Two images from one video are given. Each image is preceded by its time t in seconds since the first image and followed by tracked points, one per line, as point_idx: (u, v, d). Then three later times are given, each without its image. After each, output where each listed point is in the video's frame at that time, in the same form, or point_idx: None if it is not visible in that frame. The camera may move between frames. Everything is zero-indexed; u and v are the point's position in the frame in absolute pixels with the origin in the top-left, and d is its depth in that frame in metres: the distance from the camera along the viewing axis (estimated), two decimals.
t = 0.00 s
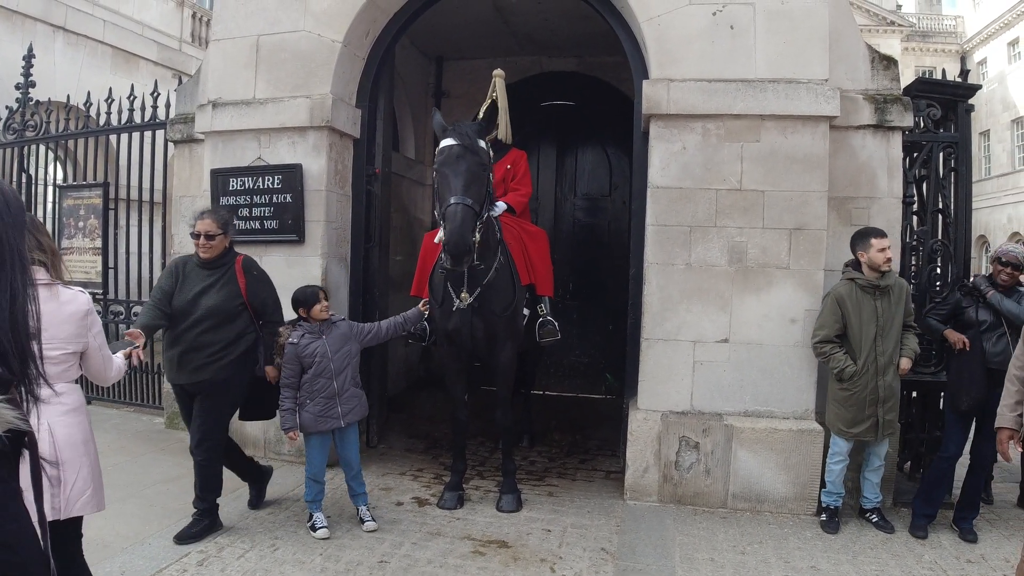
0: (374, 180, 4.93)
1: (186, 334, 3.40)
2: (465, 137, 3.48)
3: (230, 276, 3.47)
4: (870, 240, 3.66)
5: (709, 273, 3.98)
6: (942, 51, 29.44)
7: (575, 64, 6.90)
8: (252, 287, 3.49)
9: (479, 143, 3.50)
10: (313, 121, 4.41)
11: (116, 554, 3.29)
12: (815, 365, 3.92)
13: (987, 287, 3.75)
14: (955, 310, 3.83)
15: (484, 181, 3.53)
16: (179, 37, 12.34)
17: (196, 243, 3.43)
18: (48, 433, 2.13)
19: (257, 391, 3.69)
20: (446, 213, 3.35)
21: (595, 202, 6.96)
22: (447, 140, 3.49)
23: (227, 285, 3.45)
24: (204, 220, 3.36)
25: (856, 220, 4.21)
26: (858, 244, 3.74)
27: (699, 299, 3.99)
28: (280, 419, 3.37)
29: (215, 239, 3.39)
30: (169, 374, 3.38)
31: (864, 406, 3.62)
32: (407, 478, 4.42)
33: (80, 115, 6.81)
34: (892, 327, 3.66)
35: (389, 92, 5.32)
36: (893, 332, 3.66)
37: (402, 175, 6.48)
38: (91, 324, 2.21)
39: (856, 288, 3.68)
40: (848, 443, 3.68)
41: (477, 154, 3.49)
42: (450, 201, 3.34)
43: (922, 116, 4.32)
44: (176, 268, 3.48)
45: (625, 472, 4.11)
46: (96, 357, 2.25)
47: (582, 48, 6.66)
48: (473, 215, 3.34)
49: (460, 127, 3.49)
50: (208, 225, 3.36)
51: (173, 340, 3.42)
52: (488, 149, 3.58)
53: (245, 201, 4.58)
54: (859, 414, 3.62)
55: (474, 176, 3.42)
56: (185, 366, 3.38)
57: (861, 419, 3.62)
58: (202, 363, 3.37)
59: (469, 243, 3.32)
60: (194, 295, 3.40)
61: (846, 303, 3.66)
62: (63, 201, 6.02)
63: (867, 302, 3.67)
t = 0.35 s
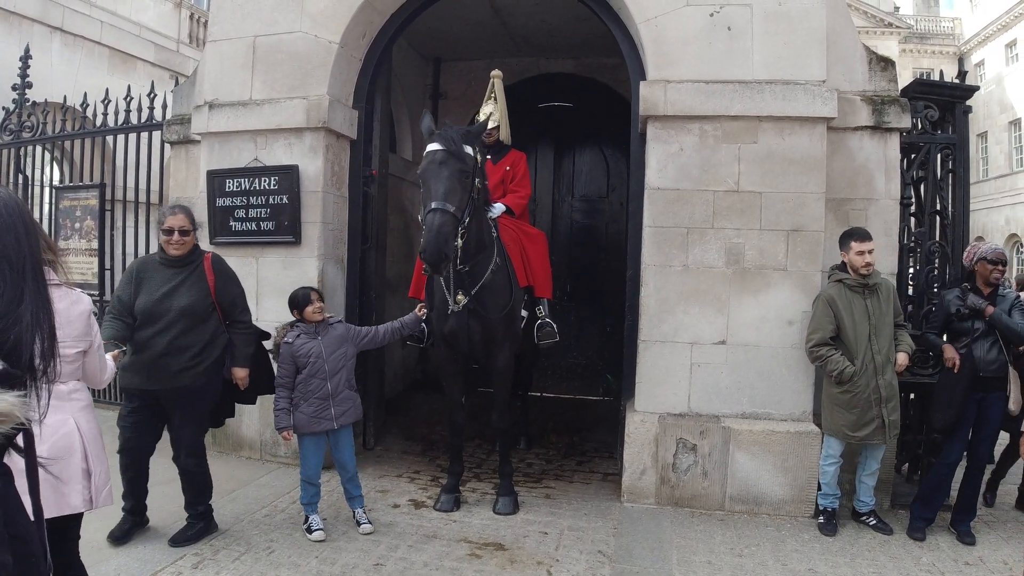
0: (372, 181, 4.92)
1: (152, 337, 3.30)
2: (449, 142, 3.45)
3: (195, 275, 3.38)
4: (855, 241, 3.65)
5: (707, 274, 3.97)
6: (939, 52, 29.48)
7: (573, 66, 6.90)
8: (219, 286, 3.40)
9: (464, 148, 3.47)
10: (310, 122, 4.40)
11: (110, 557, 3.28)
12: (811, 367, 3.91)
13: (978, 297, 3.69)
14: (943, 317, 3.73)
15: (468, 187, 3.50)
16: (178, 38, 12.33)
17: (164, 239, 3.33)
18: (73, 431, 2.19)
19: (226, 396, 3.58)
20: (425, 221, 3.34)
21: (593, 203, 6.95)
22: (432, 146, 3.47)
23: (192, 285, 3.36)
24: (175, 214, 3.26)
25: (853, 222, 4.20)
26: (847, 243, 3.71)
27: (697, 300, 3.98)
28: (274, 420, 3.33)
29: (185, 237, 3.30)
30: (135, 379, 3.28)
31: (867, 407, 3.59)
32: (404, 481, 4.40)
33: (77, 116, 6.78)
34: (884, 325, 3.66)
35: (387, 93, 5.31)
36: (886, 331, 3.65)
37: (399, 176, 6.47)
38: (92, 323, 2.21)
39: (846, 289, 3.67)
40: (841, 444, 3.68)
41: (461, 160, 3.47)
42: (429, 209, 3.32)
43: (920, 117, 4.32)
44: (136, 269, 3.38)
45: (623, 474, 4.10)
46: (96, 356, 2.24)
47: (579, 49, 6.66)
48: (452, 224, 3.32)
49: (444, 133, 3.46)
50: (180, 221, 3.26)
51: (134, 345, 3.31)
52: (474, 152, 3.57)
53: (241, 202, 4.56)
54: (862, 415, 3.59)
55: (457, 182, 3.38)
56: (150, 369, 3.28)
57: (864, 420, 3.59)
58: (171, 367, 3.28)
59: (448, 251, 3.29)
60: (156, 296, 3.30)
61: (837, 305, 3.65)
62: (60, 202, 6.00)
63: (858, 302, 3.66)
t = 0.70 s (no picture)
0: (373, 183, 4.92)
1: (119, 339, 3.12)
2: (443, 153, 3.39)
3: (157, 273, 3.29)
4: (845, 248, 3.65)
5: (709, 276, 3.96)
6: (942, 54, 29.43)
7: (575, 67, 6.90)
8: (182, 285, 3.35)
9: (457, 158, 3.42)
10: (312, 123, 4.39)
11: (109, 558, 3.27)
12: (814, 369, 3.89)
13: (970, 304, 3.67)
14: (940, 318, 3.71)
15: (465, 197, 3.46)
16: (179, 40, 12.35)
17: (126, 237, 3.16)
18: (76, 436, 2.19)
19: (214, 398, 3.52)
20: (425, 235, 3.30)
21: (595, 205, 6.94)
22: (426, 157, 3.41)
23: (157, 283, 3.26)
24: (144, 212, 3.11)
25: (856, 224, 4.18)
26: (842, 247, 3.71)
27: (699, 302, 3.97)
28: (268, 414, 3.32)
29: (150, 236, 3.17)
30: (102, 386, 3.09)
31: (858, 409, 3.57)
32: (405, 482, 4.39)
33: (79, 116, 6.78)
34: (882, 328, 3.62)
35: (389, 94, 5.30)
36: (886, 334, 3.62)
37: (401, 177, 6.46)
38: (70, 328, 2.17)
39: (844, 291, 3.69)
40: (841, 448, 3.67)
41: (457, 170, 3.42)
42: (428, 223, 3.28)
43: (923, 119, 4.30)
44: (88, 271, 3.20)
45: (624, 476, 4.09)
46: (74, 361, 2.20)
47: (582, 50, 6.65)
48: (453, 237, 3.27)
49: (437, 144, 3.42)
50: (149, 219, 3.12)
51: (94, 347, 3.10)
52: (468, 160, 3.52)
53: (243, 203, 4.56)
54: (852, 416, 3.57)
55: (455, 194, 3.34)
56: (126, 372, 3.11)
57: (853, 422, 3.58)
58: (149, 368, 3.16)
59: (450, 264, 3.26)
60: (119, 295, 3.14)
61: (834, 305, 3.67)
62: (62, 203, 6.00)
63: (855, 303, 3.67)
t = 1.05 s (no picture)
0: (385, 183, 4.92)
1: (108, 334, 3.07)
2: (445, 152, 3.39)
3: (137, 270, 3.23)
4: (863, 245, 3.60)
5: (722, 276, 3.94)
6: (956, 53, 29.15)
7: (586, 67, 6.89)
8: (159, 278, 3.32)
9: (459, 157, 3.41)
10: (323, 123, 4.41)
11: (122, 556, 3.29)
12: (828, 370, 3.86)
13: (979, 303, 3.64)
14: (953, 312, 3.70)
15: (469, 195, 3.44)
16: (193, 41, 12.43)
17: (108, 233, 3.07)
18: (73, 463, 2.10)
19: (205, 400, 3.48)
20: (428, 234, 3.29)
21: (606, 205, 6.92)
22: (428, 157, 3.41)
23: (141, 278, 3.22)
24: (131, 208, 3.08)
25: (870, 223, 4.15)
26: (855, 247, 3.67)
27: (711, 302, 3.95)
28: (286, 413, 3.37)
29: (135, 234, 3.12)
30: (92, 381, 3.02)
31: (868, 411, 3.54)
32: (416, 482, 4.40)
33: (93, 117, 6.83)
34: (896, 328, 3.59)
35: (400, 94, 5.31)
36: (898, 333, 3.58)
37: (412, 177, 6.47)
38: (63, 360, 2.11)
39: (858, 291, 3.67)
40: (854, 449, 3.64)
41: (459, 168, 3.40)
42: (431, 221, 3.27)
43: (938, 118, 4.25)
44: (66, 266, 3.06)
45: (636, 477, 4.07)
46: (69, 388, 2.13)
47: (593, 50, 6.64)
48: (455, 235, 3.26)
49: (439, 142, 3.41)
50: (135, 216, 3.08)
51: (77, 344, 3.01)
52: (472, 159, 3.50)
53: (255, 203, 4.58)
54: (863, 417, 3.55)
55: (458, 192, 3.33)
56: (119, 368, 3.07)
57: (863, 423, 3.55)
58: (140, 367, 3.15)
59: (453, 262, 3.25)
60: (106, 290, 3.07)
61: (846, 305, 3.67)
62: (76, 203, 6.04)
63: (867, 302, 3.64)
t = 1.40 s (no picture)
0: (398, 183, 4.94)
1: (123, 335, 3.09)
2: (433, 161, 3.33)
3: (147, 270, 3.25)
4: (897, 241, 3.54)
5: (736, 276, 3.92)
6: (972, 50, 28.82)
7: (599, 66, 6.88)
8: (168, 278, 3.36)
9: (448, 164, 3.35)
10: (338, 123, 4.43)
11: (138, 553, 3.32)
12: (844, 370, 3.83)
13: (1000, 303, 3.59)
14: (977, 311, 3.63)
15: (462, 202, 3.38)
16: (207, 42, 12.49)
17: (120, 234, 3.08)
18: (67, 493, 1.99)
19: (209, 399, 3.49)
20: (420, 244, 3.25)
21: (619, 204, 6.90)
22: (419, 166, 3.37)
23: (152, 279, 3.25)
24: (142, 209, 3.10)
25: (886, 222, 4.11)
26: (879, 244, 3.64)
27: (726, 302, 3.93)
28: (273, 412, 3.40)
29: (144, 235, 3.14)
30: (105, 382, 3.04)
31: (894, 413, 3.50)
32: (429, 481, 4.41)
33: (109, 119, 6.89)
34: (913, 328, 3.57)
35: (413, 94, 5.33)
36: (915, 332, 3.57)
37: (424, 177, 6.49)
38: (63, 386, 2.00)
39: (875, 291, 3.61)
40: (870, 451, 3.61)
41: (448, 176, 3.34)
42: (422, 232, 3.23)
43: (954, 115, 4.21)
44: (78, 266, 3.07)
45: (650, 477, 4.06)
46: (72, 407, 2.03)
47: (606, 49, 6.62)
48: (446, 241, 3.22)
49: (428, 151, 3.36)
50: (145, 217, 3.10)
51: (90, 345, 3.04)
52: (462, 165, 3.42)
53: (270, 203, 4.61)
54: (890, 420, 3.51)
55: (447, 200, 3.27)
56: (132, 369, 3.11)
57: (891, 426, 3.51)
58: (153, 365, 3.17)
59: (446, 271, 3.19)
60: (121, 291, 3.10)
61: (867, 306, 3.58)
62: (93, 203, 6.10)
63: (883, 303, 3.59)
